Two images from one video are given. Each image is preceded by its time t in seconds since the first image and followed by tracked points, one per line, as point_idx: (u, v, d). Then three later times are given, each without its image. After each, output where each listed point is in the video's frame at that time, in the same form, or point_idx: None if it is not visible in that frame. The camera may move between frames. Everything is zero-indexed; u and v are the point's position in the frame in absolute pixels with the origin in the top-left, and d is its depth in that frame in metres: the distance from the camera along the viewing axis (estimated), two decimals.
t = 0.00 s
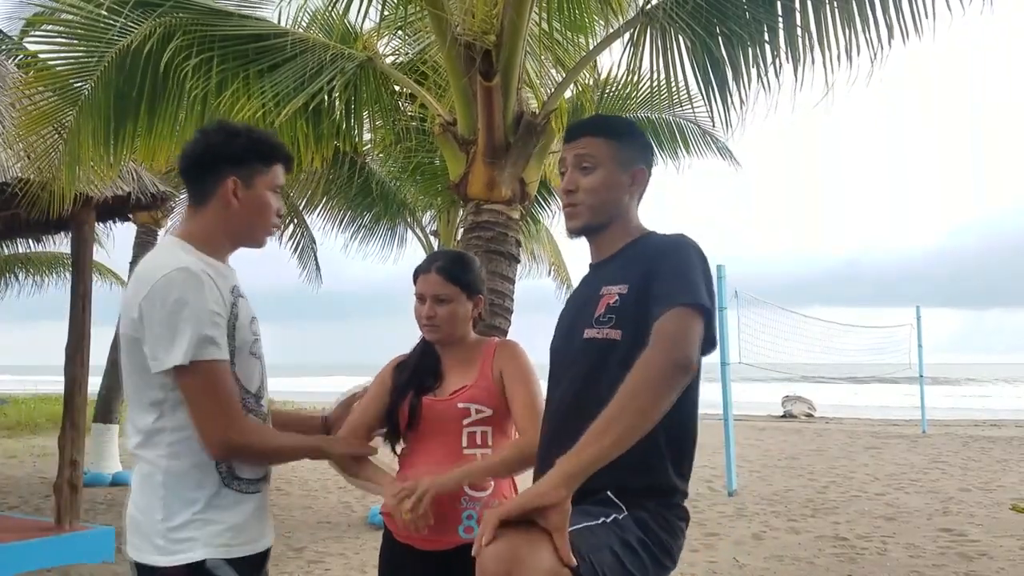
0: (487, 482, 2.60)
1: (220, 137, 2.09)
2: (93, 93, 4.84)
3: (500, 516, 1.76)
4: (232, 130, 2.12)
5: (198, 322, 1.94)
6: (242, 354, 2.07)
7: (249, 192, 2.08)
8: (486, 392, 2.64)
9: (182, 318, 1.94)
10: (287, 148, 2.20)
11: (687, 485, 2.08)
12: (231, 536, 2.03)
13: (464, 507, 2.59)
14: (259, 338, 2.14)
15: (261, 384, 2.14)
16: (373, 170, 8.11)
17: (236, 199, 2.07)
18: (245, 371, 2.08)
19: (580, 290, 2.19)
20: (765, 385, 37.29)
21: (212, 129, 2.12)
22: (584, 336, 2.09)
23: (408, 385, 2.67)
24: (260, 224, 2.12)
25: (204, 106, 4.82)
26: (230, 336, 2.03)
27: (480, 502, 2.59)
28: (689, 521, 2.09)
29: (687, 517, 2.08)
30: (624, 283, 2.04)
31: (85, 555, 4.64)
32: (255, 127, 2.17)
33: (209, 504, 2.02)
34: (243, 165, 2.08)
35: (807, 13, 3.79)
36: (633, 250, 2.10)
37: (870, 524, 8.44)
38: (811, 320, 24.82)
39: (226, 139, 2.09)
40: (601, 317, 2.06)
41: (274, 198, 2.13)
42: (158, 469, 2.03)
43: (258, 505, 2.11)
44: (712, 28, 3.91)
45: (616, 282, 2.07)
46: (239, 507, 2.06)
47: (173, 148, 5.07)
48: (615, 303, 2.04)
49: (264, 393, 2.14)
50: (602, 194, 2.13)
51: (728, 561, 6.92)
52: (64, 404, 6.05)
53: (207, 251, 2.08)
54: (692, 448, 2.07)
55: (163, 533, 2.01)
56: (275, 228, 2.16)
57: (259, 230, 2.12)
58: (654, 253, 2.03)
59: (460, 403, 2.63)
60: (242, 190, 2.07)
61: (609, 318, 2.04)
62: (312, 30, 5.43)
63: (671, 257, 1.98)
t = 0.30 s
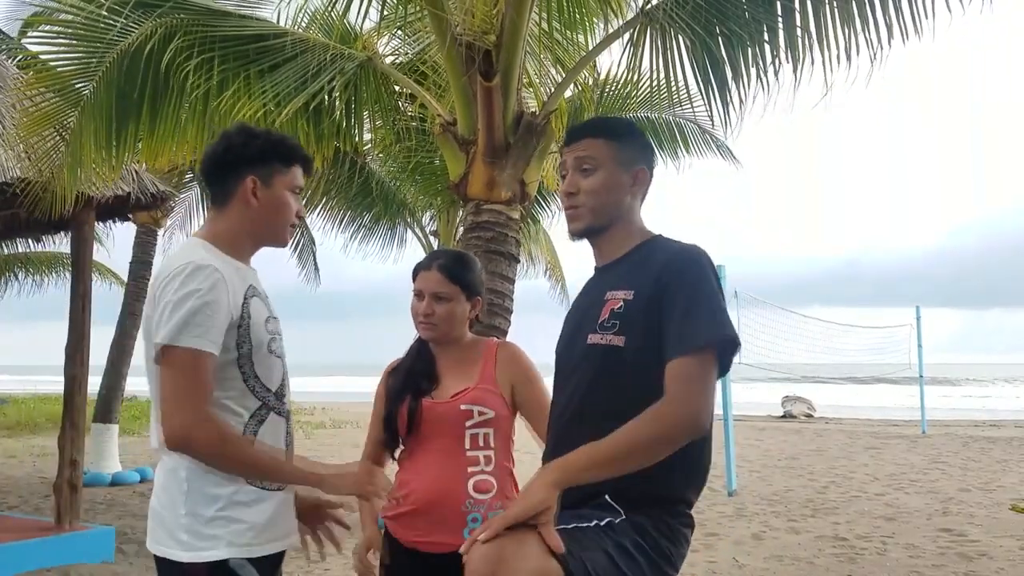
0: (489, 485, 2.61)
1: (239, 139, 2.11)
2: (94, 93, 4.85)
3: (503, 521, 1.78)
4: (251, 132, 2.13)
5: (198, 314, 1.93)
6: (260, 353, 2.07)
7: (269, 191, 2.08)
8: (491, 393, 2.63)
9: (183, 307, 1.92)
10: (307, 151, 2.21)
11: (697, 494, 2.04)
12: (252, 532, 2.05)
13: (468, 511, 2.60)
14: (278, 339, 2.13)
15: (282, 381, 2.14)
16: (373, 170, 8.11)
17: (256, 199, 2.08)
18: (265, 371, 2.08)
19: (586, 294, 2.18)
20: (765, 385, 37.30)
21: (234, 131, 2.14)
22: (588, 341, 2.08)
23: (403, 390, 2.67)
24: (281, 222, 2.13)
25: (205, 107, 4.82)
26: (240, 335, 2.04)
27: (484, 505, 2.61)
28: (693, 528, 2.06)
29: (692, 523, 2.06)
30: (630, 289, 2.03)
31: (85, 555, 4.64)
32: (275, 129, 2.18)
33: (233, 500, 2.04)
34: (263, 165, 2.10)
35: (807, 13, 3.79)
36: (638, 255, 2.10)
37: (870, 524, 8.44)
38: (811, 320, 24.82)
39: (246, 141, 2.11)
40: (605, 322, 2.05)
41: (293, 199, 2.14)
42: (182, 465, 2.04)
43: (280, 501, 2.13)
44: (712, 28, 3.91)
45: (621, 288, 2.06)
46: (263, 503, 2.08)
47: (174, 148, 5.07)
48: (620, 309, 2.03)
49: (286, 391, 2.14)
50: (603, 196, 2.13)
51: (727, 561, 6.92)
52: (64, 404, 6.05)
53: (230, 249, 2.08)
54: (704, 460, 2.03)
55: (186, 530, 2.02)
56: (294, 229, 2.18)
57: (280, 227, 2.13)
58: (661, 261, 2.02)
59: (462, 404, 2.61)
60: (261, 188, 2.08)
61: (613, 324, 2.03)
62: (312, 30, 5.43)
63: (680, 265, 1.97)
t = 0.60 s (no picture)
0: (487, 487, 2.62)
1: (239, 136, 2.09)
2: (95, 95, 4.85)
3: (483, 530, 1.83)
4: (252, 130, 2.12)
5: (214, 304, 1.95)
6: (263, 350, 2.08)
7: (269, 188, 2.07)
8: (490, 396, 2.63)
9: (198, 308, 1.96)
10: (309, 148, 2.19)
11: (696, 494, 2.05)
12: (251, 532, 2.03)
13: (466, 513, 2.60)
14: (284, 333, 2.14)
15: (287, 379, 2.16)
16: (373, 170, 8.11)
17: (256, 196, 2.07)
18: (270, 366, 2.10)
19: (590, 296, 2.19)
20: (765, 385, 37.29)
21: (235, 128, 2.13)
22: (590, 343, 2.08)
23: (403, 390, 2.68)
24: (283, 218, 2.12)
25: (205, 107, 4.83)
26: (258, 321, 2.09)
27: (482, 507, 2.61)
28: (693, 528, 2.07)
29: (692, 523, 2.06)
30: (632, 292, 2.03)
31: (85, 555, 4.64)
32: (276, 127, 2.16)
33: (235, 499, 2.03)
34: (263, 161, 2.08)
35: (807, 13, 3.79)
36: (642, 256, 2.10)
37: (870, 524, 8.45)
38: (811, 320, 24.82)
39: (245, 138, 2.08)
40: (607, 325, 2.05)
41: (295, 196, 2.12)
42: (186, 463, 2.05)
43: (285, 500, 2.12)
44: (712, 28, 3.91)
45: (624, 290, 2.06)
46: (263, 503, 2.06)
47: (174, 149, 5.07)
48: (621, 312, 2.03)
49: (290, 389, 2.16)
50: (605, 196, 2.14)
51: (728, 561, 6.93)
52: (64, 405, 6.05)
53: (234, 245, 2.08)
54: (704, 454, 2.06)
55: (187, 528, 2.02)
56: (297, 225, 2.16)
57: (282, 224, 2.12)
58: (664, 264, 2.02)
59: (461, 406, 2.61)
60: (262, 185, 2.07)
61: (614, 327, 2.03)
62: (312, 31, 5.42)
63: (683, 268, 1.97)
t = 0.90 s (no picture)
0: (487, 488, 2.62)
1: (247, 134, 2.06)
2: (95, 95, 4.85)
3: (477, 537, 1.84)
4: (259, 127, 2.09)
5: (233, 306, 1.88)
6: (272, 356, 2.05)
7: (277, 187, 2.04)
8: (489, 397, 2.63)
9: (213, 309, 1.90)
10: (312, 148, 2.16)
11: (699, 494, 2.04)
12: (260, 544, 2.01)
13: (466, 513, 2.60)
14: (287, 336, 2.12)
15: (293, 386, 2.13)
16: (373, 171, 8.12)
17: (264, 195, 2.04)
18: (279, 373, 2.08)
19: (591, 295, 2.18)
20: (765, 385, 37.30)
21: (240, 125, 2.09)
22: (590, 343, 2.08)
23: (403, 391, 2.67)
24: (287, 220, 2.08)
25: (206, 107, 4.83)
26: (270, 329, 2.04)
27: (482, 508, 2.61)
28: (696, 528, 2.06)
29: (694, 523, 2.06)
30: (631, 292, 2.03)
31: (85, 555, 4.64)
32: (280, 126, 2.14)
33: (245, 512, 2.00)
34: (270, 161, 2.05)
35: (807, 14, 3.79)
36: (642, 256, 2.10)
37: (870, 524, 8.45)
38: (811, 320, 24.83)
39: (252, 135, 2.06)
40: (607, 325, 2.05)
41: (301, 197, 2.10)
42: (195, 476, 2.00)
43: (292, 510, 2.10)
44: (713, 28, 3.92)
45: (623, 290, 2.06)
46: (273, 513, 2.04)
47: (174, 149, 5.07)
48: (621, 311, 2.03)
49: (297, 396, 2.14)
50: (608, 195, 2.14)
51: (728, 561, 6.93)
52: (64, 405, 6.05)
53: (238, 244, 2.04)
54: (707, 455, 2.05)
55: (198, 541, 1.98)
56: (301, 224, 2.14)
57: (285, 226, 2.08)
58: (664, 263, 2.02)
59: (461, 408, 2.61)
60: (269, 185, 2.04)
61: (614, 326, 2.03)
62: (312, 31, 5.42)
63: (683, 268, 1.97)
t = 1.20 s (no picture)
0: (487, 488, 2.61)
1: (267, 115, 1.95)
2: (95, 95, 4.86)
3: (484, 537, 1.86)
4: (277, 108, 1.98)
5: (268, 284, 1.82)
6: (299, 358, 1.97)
7: (298, 175, 1.96)
8: (489, 397, 2.62)
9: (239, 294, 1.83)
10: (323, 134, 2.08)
11: (705, 493, 2.03)
12: (281, 550, 1.95)
13: (466, 514, 2.60)
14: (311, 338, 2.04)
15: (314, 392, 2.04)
16: (373, 171, 8.12)
17: (286, 182, 1.95)
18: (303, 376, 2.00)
19: (594, 295, 2.18)
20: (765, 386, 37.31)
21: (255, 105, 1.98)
22: (594, 343, 2.08)
23: (403, 392, 2.68)
24: (303, 206, 2.01)
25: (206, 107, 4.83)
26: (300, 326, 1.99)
27: (483, 509, 2.61)
28: (701, 528, 2.06)
29: (700, 523, 2.05)
30: (634, 291, 2.03)
31: (86, 555, 4.65)
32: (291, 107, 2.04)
33: (271, 518, 1.93)
34: (290, 146, 1.95)
35: (808, 14, 3.79)
36: (644, 256, 2.10)
37: (870, 524, 8.46)
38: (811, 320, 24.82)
39: (272, 117, 1.95)
40: (609, 324, 2.05)
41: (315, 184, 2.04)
42: (221, 483, 1.91)
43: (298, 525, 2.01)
44: (713, 29, 3.92)
45: (625, 289, 2.06)
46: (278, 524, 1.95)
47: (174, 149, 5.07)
48: (623, 310, 2.03)
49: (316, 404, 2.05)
50: (609, 196, 2.14)
51: (728, 561, 6.93)
52: (64, 405, 6.05)
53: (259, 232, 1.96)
54: (713, 455, 2.04)
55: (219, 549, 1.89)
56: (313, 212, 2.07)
57: (301, 213, 2.01)
58: (665, 262, 2.02)
59: (461, 409, 2.60)
60: (291, 173, 1.95)
61: (616, 325, 2.03)
62: (313, 31, 5.42)
63: (684, 267, 1.97)
